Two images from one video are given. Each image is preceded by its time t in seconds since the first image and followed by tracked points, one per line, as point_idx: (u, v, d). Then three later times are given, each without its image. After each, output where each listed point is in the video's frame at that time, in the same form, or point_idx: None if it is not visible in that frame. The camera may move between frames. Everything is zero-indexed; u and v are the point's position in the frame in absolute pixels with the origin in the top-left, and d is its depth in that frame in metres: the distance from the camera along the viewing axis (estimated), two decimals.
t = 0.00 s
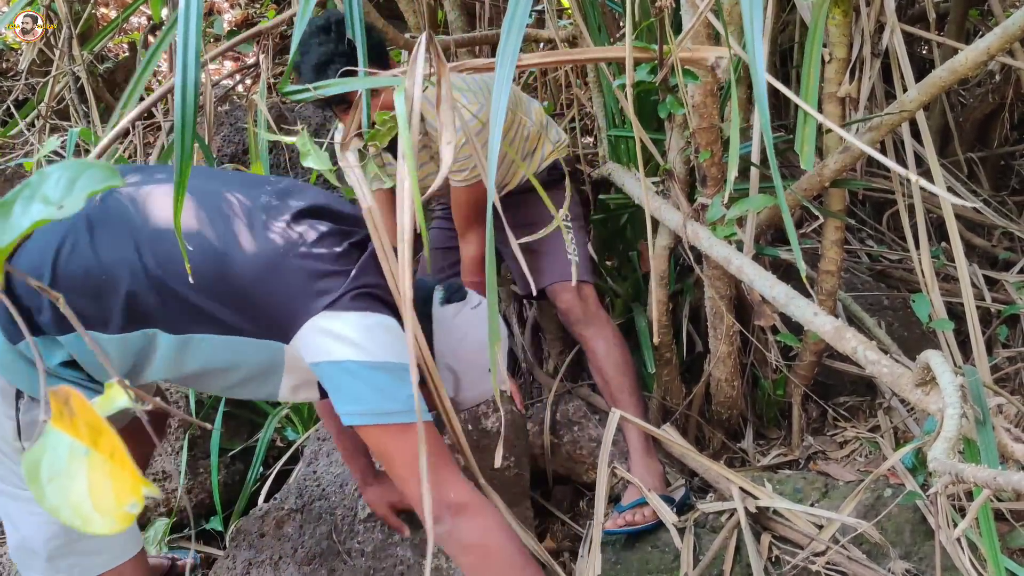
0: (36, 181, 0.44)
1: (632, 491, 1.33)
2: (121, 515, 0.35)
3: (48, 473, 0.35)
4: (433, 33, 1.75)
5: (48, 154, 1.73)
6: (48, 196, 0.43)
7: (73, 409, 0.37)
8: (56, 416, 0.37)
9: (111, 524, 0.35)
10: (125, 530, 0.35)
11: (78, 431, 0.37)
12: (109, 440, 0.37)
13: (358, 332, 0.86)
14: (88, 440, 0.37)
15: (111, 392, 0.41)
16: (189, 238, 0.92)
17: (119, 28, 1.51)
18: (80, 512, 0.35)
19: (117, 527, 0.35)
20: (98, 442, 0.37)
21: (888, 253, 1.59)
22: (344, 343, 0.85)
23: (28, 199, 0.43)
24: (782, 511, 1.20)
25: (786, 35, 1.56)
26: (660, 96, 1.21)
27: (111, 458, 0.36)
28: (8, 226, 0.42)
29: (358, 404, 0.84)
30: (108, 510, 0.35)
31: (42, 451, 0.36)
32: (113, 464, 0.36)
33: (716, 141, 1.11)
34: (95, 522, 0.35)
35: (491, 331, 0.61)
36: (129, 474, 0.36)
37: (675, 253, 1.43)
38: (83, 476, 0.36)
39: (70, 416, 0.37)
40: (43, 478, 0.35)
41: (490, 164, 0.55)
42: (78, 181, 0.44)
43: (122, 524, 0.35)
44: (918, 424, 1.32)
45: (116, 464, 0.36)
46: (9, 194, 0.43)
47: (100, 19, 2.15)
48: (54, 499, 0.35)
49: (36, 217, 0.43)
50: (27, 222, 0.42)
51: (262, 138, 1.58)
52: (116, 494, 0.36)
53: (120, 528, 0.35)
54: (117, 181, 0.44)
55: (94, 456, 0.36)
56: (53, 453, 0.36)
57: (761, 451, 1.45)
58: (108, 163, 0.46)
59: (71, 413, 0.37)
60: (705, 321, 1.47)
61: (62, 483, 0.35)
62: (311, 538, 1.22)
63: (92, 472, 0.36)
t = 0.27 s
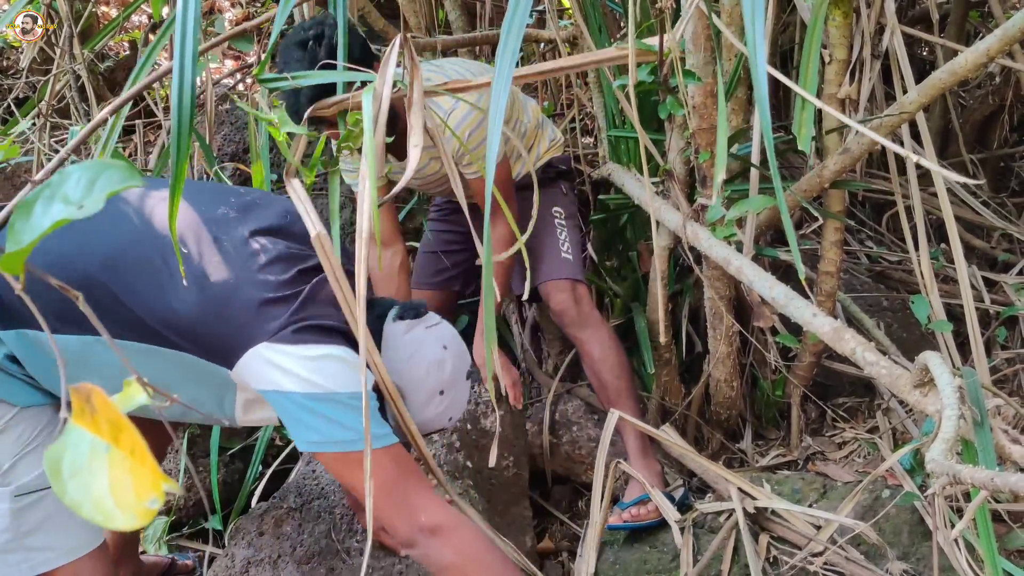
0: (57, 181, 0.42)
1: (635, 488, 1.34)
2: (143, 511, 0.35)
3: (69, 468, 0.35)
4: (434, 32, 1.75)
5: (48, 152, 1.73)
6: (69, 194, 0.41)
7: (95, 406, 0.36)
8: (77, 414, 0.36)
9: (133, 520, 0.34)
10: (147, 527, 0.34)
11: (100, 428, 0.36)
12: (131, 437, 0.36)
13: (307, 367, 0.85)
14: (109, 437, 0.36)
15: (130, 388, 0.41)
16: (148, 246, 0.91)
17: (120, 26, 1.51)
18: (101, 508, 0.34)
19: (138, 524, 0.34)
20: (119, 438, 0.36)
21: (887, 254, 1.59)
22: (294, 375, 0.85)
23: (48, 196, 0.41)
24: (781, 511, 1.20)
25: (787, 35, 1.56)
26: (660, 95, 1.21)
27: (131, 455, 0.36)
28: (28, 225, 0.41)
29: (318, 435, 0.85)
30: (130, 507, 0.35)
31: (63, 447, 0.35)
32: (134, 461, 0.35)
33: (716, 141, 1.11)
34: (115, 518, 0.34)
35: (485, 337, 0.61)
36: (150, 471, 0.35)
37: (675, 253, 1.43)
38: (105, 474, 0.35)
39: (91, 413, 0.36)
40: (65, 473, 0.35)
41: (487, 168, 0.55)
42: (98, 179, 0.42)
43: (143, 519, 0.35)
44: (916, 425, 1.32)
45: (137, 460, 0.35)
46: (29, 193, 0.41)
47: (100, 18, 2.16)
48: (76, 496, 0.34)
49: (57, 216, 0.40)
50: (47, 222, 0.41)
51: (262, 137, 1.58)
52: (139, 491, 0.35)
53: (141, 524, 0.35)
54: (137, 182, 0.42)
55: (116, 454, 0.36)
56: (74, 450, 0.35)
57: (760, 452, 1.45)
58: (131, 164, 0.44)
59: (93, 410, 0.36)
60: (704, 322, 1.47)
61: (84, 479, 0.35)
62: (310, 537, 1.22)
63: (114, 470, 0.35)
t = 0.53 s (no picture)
0: (82, 177, 0.42)
1: (644, 490, 1.33)
2: (176, 495, 0.36)
3: (103, 455, 0.36)
4: (442, 33, 1.76)
5: (60, 154, 1.74)
6: (94, 192, 0.42)
7: (127, 395, 0.37)
8: (108, 402, 0.36)
9: (166, 504, 0.35)
10: (180, 510, 0.35)
11: (131, 416, 0.37)
12: (162, 423, 0.37)
13: (222, 386, 0.76)
14: (141, 425, 0.37)
15: (153, 376, 0.41)
16: (126, 248, 0.88)
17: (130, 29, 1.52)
18: (135, 492, 0.35)
19: (171, 506, 0.35)
20: (151, 426, 0.37)
21: (896, 254, 1.59)
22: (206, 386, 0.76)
23: (75, 194, 0.42)
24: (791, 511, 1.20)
25: (795, 35, 1.56)
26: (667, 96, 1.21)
27: (164, 442, 0.36)
28: (57, 222, 0.41)
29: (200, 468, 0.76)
30: (162, 491, 0.36)
31: (96, 435, 0.36)
32: (167, 448, 0.36)
33: (724, 142, 1.11)
34: (148, 501, 0.35)
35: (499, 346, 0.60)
36: (182, 456, 0.36)
37: (683, 254, 1.43)
38: (138, 460, 0.36)
39: (123, 401, 0.37)
40: (99, 460, 0.36)
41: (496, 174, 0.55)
42: (123, 178, 0.42)
43: (176, 503, 0.36)
44: (925, 425, 1.32)
45: (169, 447, 0.36)
46: (55, 190, 0.42)
47: (111, 20, 2.17)
48: (111, 481, 0.35)
49: (84, 213, 0.41)
50: (74, 218, 0.41)
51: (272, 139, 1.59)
52: (170, 477, 0.36)
53: (174, 507, 0.36)
54: (161, 179, 0.42)
55: (147, 442, 0.36)
56: (106, 438, 0.36)
57: (768, 452, 1.45)
58: (152, 162, 0.44)
59: (123, 399, 0.37)
60: (713, 322, 1.47)
61: (117, 465, 0.36)
62: (320, 537, 1.23)
63: (147, 457, 0.36)
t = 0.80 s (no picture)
0: (89, 172, 0.42)
1: (655, 492, 1.31)
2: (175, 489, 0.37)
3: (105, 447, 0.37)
4: (455, 32, 1.76)
5: (74, 153, 1.75)
6: (101, 187, 0.42)
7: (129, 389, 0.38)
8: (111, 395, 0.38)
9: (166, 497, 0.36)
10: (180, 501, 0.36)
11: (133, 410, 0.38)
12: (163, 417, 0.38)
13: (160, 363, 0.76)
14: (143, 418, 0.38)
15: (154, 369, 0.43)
16: (116, 242, 0.89)
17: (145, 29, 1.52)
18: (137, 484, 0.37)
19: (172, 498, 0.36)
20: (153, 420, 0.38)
21: (910, 253, 1.59)
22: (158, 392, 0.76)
23: (82, 188, 0.42)
24: (805, 511, 1.19)
25: (809, 33, 1.55)
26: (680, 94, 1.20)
27: (167, 437, 0.43)
28: (65, 217, 0.41)
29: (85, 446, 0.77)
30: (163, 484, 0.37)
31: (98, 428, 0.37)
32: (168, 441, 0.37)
33: (738, 140, 1.11)
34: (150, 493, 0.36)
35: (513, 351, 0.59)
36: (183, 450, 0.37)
37: (696, 252, 1.43)
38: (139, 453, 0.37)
39: (129, 396, 0.43)
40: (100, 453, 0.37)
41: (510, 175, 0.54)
42: (130, 172, 0.43)
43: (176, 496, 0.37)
44: (940, 425, 1.31)
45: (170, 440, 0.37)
46: (63, 184, 0.42)
47: (125, 20, 2.18)
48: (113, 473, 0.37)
49: (91, 207, 0.41)
50: (82, 213, 0.41)
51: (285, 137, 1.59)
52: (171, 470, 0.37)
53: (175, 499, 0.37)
54: (168, 174, 0.43)
55: (151, 436, 0.42)
56: (113, 431, 0.42)
57: (781, 452, 1.45)
58: (158, 158, 0.44)
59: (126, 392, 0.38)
60: (726, 321, 1.47)
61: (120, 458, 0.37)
62: (332, 534, 1.24)
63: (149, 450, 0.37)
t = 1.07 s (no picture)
0: (74, 181, 0.41)
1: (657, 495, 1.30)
2: (160, 504, 0.36)
3: (87, 462, 0.37)
4: (458, 34, 1.76)
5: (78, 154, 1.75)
6: (87, 196, 0.41)
7: (113, 403, 0.38)
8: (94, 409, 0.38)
9: (149, 512, 0.36)
10: (164, 517, 0.36)
11: (117, 424, 0.38)
12: (147, 431, 0.37)
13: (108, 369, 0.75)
14: (126, 432, 0.37)
15: (144, 383, 0.42)
16: (97, 246, 0.90)
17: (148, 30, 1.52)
18: (119, 499, 0.36)
19: (156, 514, 0.36)
20: (137, 434, 0.37)
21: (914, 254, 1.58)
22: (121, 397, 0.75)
23: (66, 198, 0.40)
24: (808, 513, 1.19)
25: (812, 35, 1.55)
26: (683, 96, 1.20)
27: (148, 449, 0.37)
28: (49, 226, 0.39)
29: (36, 447, 0.76)
30: (147, 500, 0.36)
31: (82, 442, 0.37)
32: (151, 456, 0.37)
33: (741, 142, 1.11)
34: (132, 508, 0.36)
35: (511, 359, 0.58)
36: (166, 465, 0.37)
37: (699, 254, 1.43)
38: (123, 468, 0.37)
39: (109, 408, 0.38)
40: (84, 468, 0.37)
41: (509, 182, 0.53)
42: (116, 181, 0.41)
43: (160, 512, 0.36)
44: (943, 427, 1.31)
45: (153, 454, 0.37)
46: (46, 194, 0.40)
47: (128, 21, 2.18)
48: (95, 489, 0.36)
49: (76, 217, 0.39)
50: (67, 222, 0.39)
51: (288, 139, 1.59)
52: (155, 485, 0.37)
53: (158, 516, 0.36)
54: (155, 184, 0.42)
55: (132, 450, 0.37)
56: (93, 443, 0.37)
57: (784, 453, 1.45)
58: (142, 167, 0.43)
59: (110, 406, 0.38)
60: (730, 323, 1.47)
61: (103, 473, 0.37)
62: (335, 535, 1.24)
63: (132, 464, 0.37)
